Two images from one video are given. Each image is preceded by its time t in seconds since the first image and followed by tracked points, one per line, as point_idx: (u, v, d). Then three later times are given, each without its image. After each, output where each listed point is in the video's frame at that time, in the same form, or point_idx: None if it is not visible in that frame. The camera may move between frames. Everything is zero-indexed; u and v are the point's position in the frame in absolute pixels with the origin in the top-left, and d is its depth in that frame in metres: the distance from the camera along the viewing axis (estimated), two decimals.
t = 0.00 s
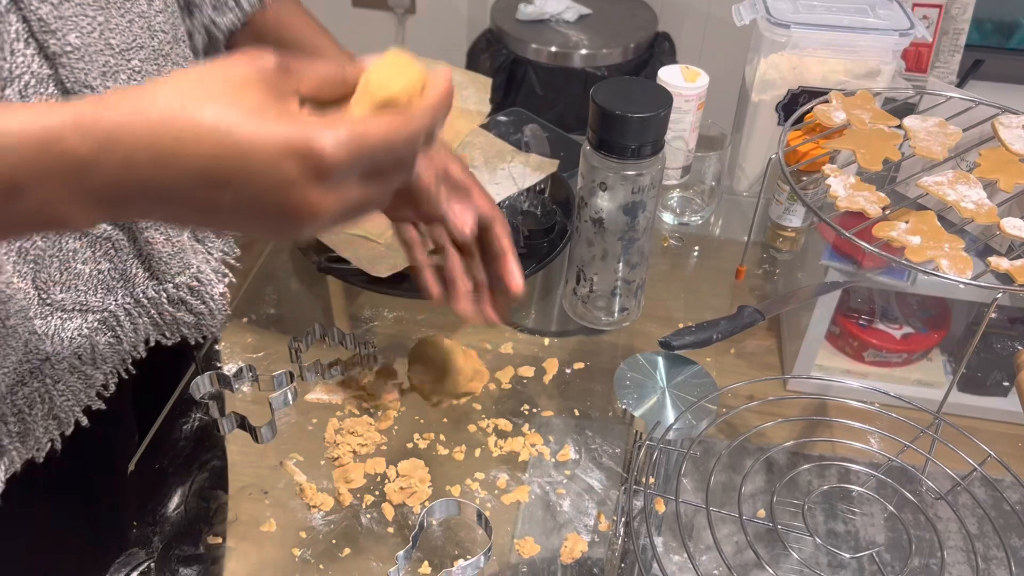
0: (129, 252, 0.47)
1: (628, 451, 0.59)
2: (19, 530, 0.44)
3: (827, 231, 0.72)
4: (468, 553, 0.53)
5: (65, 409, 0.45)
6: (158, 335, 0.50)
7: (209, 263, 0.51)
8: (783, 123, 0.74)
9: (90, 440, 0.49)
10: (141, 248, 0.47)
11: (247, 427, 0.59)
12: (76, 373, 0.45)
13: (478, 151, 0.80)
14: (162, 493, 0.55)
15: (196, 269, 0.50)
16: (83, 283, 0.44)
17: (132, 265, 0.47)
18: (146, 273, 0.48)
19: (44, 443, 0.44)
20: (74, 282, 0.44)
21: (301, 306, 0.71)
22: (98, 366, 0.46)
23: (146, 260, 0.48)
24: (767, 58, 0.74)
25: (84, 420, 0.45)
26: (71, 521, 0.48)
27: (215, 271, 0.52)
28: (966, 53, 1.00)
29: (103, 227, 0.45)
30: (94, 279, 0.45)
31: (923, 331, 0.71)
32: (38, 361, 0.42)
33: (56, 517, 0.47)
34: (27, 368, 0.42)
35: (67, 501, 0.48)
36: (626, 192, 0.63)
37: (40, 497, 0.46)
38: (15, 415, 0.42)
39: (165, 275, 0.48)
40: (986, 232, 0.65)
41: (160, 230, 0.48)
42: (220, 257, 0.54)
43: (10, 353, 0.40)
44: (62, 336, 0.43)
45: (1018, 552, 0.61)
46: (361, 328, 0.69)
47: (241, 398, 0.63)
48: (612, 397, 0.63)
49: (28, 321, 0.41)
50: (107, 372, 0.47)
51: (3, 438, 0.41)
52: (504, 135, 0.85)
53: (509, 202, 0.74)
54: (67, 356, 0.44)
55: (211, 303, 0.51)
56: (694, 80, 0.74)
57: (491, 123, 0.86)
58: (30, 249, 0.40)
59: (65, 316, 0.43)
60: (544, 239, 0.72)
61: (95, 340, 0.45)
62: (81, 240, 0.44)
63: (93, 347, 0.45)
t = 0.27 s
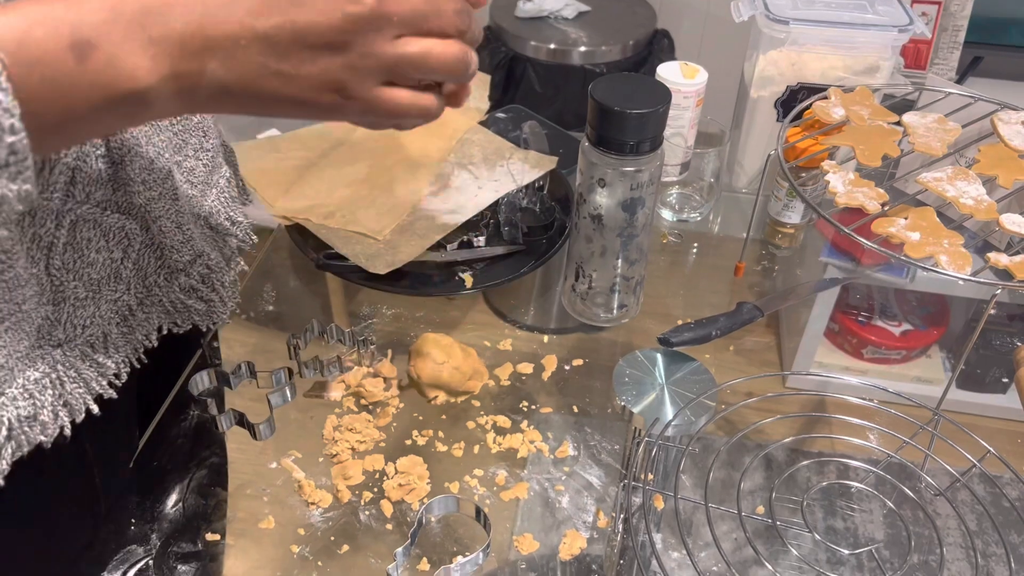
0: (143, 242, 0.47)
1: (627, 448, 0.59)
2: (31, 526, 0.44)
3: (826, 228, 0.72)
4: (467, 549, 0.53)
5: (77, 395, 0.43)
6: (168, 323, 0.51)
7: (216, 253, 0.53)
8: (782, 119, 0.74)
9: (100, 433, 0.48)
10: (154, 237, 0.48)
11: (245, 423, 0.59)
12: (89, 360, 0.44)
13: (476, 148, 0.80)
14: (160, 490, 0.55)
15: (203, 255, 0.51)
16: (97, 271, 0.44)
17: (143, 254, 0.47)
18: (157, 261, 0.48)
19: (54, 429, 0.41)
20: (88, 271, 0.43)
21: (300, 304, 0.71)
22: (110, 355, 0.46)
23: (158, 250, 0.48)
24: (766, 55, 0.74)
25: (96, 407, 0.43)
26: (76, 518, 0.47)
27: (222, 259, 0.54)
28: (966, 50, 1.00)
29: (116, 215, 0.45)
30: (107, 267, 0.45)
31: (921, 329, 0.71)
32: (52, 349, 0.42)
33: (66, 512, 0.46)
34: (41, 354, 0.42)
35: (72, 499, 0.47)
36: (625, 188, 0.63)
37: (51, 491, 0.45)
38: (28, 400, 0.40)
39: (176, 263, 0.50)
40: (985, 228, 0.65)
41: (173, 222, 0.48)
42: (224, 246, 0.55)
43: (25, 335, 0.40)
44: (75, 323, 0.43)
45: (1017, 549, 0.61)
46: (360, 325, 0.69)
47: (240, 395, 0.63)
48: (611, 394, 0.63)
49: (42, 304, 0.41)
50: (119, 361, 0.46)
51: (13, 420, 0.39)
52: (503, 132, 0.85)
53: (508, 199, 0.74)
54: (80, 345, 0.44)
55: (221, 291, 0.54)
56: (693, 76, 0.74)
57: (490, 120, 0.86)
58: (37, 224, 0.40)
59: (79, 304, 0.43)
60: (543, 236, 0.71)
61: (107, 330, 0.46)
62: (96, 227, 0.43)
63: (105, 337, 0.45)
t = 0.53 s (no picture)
0: (140, 239, 0.47)
1: (626, 446, 0.59)
2: (28, 526, 0.45)
3: (824, 225, 0.72)
4: (466, 548, 0.53)
5: (79, 395, 0.43)
6: (165, 319, 0.51)
7: (209, 248, 0.53)
8: (780, 117, 0.74)
9: (97, 432, 0.49)
10: (151, 234, 0.48)
11: (244, 423, 0.59)
12: (89, 360, 0.44)
13: (475, 146, 0.80)
14: (159, 489, 0.55)
15: (199, 250, 0.51)
16: (98, 271, 0.44)
17: (140, 252, 0.47)
18: (155, 258, 0.48)
19: (56, 430, 0.41)
20: (89, 270, 0.43)
21: (298, 303, 0.71)
22: (110, 355, 0.46)
23: (155, 246, 0.48)
24: (765, 52, 0.74)
25: (98, 407, 0.43)
26: (74, 517, 0.48)
27: (214, 255, 0.54)
28: (964, 48, 1.00)
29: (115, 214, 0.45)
30: (107, 266, 0.45)
31: (920, 326, 0.71)
32: (54, 349, 0.42)
33: (65, 510, 0.47)
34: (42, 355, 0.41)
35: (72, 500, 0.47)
36: (624, 186, 0.63)
37: (51, 489, 0.45)
38: (30, 402, 0.40)
39: (172, 260, 0.50)
40: (983, 226, 0.65)
41: (169, 218, 0.48)
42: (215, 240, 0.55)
43: (27, 336, 0.40)
44: (76, 324, 0.43)
45: (1016, 546, 0.61)
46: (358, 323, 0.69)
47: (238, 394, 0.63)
48: (609, 393, 0.63)
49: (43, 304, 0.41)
50: (119, 361, 0.46)
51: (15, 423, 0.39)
52: (502, 130, 0.85)
53: (507, 197, 0.74)
54: (80, 345, 0.44)
55: (214, 285, 0.53)
56: (691, 74, 0.74)
57: (489, 117, 0.86)
58: (40, 225, 0.40)
59: (80, 305, 0.43)
60: (541, 234, 0.71)
61: (106, 330, 0.45)
62: (96, 225, 0.43)
63: (104, 337, 0.45)
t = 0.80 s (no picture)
0: (130, 238, 0.47)
1: (622, 445, 0.59)
2: (18, 522, 0.45)
3: (821, 223, 0.72)
4: (460, 547, 0.53)
5: (69, 395, 0.43)
6: (156, 318, 0.51)
7: (200, 249, 0.54)
8: (776, 116, 0.74)
9: (87, 433, 0.48)
10: (141, 233, 0.48)
11: (238, 422, 0.58)
12: (79, 359, 0.44)
13: (471, 144, 0.79)
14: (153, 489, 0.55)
15: (190, 250, 0.51)
16: (87, 269, 0.44)
17: (131, 250, 0.47)
18: (145, 257, 0.49)
19: (46, 429, 0.41)
20: (79, 269, 0.44)
21: (294, 302, 0.71)
22: (100, 353, 0.45)
23: (145, 245, 0.49)
24: (761, 51, 0.73)
25: (88, 406, 0.43)
26: (66, 515, 0.48)
27: (207, 255, 0.54)
28: (961, 45, 1.00)
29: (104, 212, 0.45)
30: (96, 265, 0.45)
31: (918, 324, 0.71)
32: (43, 347, 0.42)
33: (55, 507, 0.47)
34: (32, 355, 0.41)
35: (63, 500, 0.48)
36: (619, 185, 0.63)
37: (41, 486, 0.46)
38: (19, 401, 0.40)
39: (163, 258, 0.50)
40: (979, 225, 0.65)
41: (159, 218, 0.48)
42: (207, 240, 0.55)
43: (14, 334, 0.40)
44: (66, 322, 0.43)
45: (1011, 544, 0.61)
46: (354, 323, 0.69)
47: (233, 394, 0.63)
48: (605, 392, 0.63)
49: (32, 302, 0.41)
50: (109, 359, 0.46)
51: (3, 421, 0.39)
52: (498, 128, 0.85)
53: (503, 195, 0.74)
54: (69, 343, 0.43)
55: (205, 284, 0.53)
56: (687, 72, 0.74)
57: (485, 116, 0.85)
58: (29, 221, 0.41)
59: (69, 303, 0.43)
60: (537, 234, 0.71)
61: (96, 328, 0.45)
62: (86, 223, 0.44)
63: (94, 335, 0.45)
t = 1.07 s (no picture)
0: (121, 234, 0.46)
1: (615, 442, 0.59)
2: (10, 522, 0.44)
3: (816, 220, 0.72)
4: (453, 546, 0.53)
5: (58, 393, 0.43)
6: (152, 316, 0.49)
7: (195, 243, 0.52)
8: (770, 112, 0.74)
9: (76, 429, 0.48)
10: (134, 230, 0.47)
11: (231, 420, 0.58)
12: (69, 358, 0.44)
13: (465, 141, 0.79)
14: (144, 487, 0.55)
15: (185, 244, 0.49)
16: (75, 267, 0.44)
17: (125, 247, 0.46)
18: (138, 254, 0.47)
19: (33, 427, 0.42)
20: (66, 266, 0.43)
21: (286, 299, 0.71)
22: (92, 351, 0.45)
23: (138, 241, 0.47)
24: (755, 46, 0.73)
25: (78, 406, 0.44)
26: (56, 516, 0.47)
27: (202, 249, 0.52)
28: (956, 41, 0.99)
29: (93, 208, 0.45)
30: (88, 263, 0.45)
31: (913, 321, 0.71)
32: (32, 345, 0.42)
33: (45, 507, 0.47)
34: (19, 352, 0.42)
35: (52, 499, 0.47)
36: (613, 181, 0.63)
37: (29, 486, 0.45)
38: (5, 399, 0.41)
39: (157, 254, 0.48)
40: (973, 220, 0.65)
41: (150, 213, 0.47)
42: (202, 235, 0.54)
43: None
44: (56, 321, 0.43)
45: (1007, 540, 0.61)
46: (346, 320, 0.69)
47: (225, 391, 0.63)
48: (599, 388, 0.63)
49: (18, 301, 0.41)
50: (103, 359, 0.46)
51: None
52: (491, 124, 0.84)
53: (497, 192, 0.73)
54: (59, 341, 0.43)
55: (200, 277, 0.51)
56: (682, 68, 0.73)
57: (478, 112, 0.85)
58: (15, 219, 0.41)
59: (59, 301, 0.43)
60: (531, 230, 0.71)
61: (89, 326, 0.45)
62: (72, 221, 0.44)
63: (87, 333, 0.45)
